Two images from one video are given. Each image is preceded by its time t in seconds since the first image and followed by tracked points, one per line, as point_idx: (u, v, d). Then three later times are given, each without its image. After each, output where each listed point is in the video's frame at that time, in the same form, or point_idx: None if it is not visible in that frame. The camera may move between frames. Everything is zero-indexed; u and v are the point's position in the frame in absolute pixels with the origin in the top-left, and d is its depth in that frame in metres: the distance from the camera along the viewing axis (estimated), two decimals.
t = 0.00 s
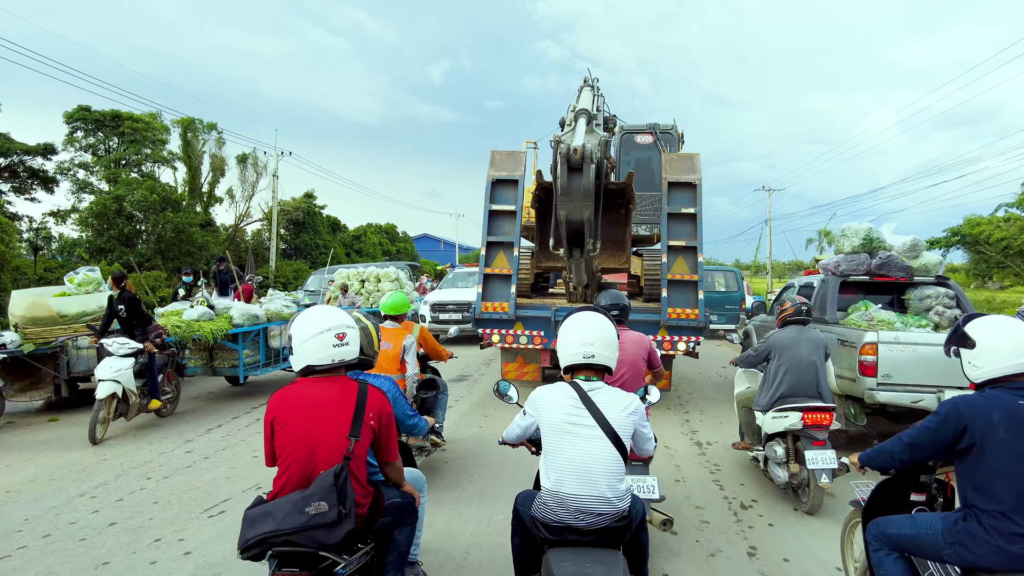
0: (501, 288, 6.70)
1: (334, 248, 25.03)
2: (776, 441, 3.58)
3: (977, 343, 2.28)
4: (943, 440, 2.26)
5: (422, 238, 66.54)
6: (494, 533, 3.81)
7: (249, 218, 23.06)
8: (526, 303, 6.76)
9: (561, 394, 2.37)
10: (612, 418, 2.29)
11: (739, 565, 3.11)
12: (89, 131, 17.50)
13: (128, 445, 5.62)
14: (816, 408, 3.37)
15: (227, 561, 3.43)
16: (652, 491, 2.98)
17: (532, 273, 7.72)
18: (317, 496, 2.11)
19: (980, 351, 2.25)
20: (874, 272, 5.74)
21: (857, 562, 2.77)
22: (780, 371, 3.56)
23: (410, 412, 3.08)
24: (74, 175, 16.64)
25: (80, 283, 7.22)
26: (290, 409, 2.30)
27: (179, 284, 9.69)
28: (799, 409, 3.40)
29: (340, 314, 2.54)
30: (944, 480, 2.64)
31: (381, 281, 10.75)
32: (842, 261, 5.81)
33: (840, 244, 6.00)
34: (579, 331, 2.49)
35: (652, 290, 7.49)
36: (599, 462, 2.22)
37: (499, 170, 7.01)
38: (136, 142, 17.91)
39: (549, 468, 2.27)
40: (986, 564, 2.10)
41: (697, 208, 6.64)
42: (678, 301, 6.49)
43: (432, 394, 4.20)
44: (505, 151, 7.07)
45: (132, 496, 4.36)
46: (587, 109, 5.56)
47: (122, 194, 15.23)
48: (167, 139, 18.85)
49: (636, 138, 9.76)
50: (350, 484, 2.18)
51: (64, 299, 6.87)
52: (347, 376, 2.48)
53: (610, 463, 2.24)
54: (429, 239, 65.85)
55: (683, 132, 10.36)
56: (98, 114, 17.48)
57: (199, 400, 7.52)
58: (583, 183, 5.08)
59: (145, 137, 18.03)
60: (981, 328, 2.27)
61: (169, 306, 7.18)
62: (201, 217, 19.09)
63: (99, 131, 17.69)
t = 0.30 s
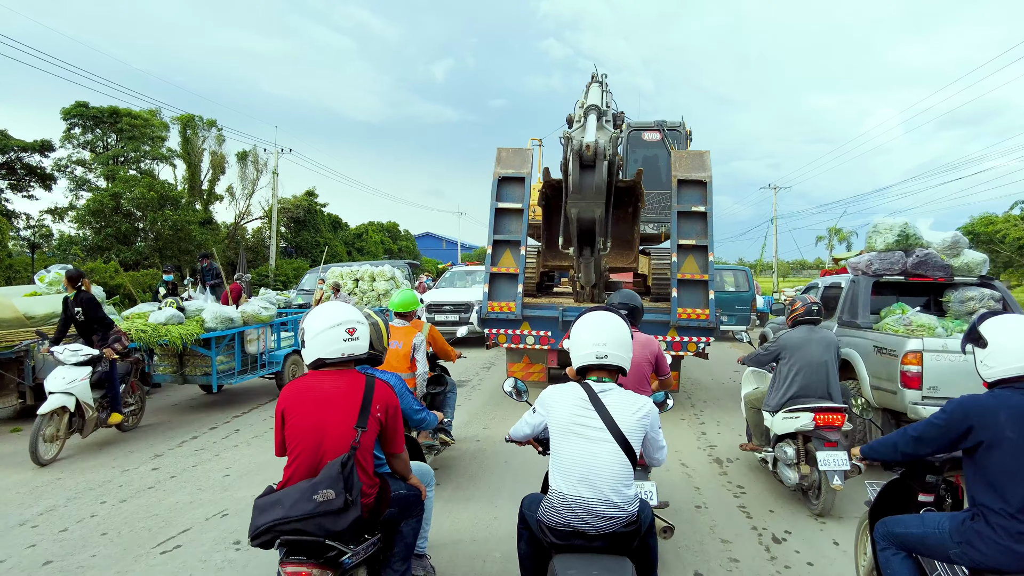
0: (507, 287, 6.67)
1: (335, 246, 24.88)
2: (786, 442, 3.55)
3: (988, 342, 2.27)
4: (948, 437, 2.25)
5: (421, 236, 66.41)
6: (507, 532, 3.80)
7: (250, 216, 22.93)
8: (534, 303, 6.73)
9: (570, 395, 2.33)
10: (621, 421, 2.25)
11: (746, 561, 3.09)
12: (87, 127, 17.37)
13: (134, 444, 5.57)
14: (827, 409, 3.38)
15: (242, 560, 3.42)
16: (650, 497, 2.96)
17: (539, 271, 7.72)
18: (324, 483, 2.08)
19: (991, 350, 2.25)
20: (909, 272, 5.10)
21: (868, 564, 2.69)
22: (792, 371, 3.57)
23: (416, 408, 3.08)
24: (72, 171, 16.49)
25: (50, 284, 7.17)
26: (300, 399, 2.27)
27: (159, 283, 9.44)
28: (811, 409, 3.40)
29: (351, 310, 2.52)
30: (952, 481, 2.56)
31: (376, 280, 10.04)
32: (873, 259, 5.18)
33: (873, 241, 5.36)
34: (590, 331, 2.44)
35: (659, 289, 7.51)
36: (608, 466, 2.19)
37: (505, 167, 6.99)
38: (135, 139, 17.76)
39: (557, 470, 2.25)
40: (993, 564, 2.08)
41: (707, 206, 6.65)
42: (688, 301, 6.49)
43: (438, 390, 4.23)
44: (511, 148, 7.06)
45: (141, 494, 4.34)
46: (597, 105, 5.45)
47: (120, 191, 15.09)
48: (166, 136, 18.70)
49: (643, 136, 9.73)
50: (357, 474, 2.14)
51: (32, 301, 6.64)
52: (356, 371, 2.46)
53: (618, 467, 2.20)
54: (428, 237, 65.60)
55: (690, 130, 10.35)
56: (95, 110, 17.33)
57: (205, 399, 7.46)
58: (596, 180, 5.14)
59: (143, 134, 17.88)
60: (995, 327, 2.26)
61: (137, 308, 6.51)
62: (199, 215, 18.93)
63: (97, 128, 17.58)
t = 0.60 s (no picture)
0: (516, 287, 6.64)
1: (337, 245, 24.78)
2: (803, 448, 3.51)
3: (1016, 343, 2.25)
4: (973, 439, 2.19)
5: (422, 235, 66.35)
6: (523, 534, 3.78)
7: (252, 215, 22.84)
8: (542, 303, 6.69)
9: (595, 402, 2.25)
10: (640, 435, 2.13)
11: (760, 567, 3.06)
12: (87, 125, 17.24)
13: (141, 444, 5.53)
14: (845, 414, 3.32)
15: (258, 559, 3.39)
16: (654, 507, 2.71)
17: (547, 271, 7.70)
18: (332, 480, 2.04)
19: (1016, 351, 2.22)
20: (958, 272, 4.59)
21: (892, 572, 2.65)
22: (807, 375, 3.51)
23: (423, 406, 3.00)
24: (73, 170, 16.39)
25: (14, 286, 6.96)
26: (307, 397, 2.24)
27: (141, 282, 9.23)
28: (829, 415, 3.36)
29: (359, 308, 2.49)
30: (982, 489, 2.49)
31: (372, 280, 10.00)
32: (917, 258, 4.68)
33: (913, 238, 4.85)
34: (622, 337, 2.37)
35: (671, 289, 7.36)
36: (618, 480, 2.09)
37: (513, 164, 6.95)
38: (135, 136, 17.64)
39: (569, 478, 2.19)
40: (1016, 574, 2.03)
41: (721, 204, 6.63)
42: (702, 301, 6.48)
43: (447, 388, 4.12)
44: (519, 145, 7.03)
45: (151, 493, 4.30)
46: (609, 100, 5.13)
47: (120, 189, 15.01)
48: (167, 134, 18.59)
49: (653, 133, 9.70)
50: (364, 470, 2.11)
51: None
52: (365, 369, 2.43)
53: (632, 484, 2.09)
54: (429, 237, 65.53)
55: (700, 127, 10.30)
56: (96, 107, 17.21)
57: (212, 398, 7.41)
58: (610, 177, 5.07)
59: (144, 132, 17.76)
60: (1016, 328, 2.21)
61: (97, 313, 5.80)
62: (201, 214, 18.84)
63: (97, 125, 17.44)
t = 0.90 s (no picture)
0: (522, 290, 6.61)
1: (341, 246, 24.71)
2: (816, 458, 3.40)
3: None
4: (999, 455, 2.13)
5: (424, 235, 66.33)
6: (536, 540, 3.76)
7: (256, 215, 22.80)
8: (550, 306, 6.67)
9: (607, 426, 2.12)
10: (656, 465, 2.01)
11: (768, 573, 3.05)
12: (89, 125, 17.18)
13: (148, 448, 5.52)
14: (862, 423, 3.21)
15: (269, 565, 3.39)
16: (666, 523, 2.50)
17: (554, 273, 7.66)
18: (333, 489, 2.01)
19: None
20: (1007, 276, 4.17)
21: None
22: (822, 382, 3.43)
23: (426, 413, 2.90)
24: (75, 170, 16.33)
25: None
26: (309, 405, 2.20)
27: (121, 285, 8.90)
28: (845, 424, 3.24)
29: (361, 316, 2.45)
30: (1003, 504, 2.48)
31: (367, 282, 9.68)
32: (963, 261, 4.23)
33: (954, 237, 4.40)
34: (643, 359, 2.28)
35: (680, 291, 7.31)
36: (629, 513, 1.96)
37: (519, 165, 6.92)
38: (137, 136, 17.58)
39: (574, 506, 2.04)
40: None
41: (732, 205, 6.59)
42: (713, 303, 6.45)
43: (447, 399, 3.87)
44: (525, 146, 6.99)
45: (161, 498, 4.30)
46: (619, 98, 5.15)
47: (121, 189, 14.97)
48: (169, 134, 18.53)
49: (661, 132, 9.68)
50: (366, 480, 2.07)
51: None
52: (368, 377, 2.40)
53: (644, 517, 1.97)
54: (431, 237, 65.53)
55: (708, 126, 10.24)
56: (97, 107, 17.16)
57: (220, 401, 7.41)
58: (621, 177, 5.03)
59: (146, 132, 17.70)
60: None
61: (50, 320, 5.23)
62: (204, 214, 18.81)
63: (99, 125, 17.37)
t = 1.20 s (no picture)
0: (527, 294, 6.61)
1: (344, 249, 24.66)
2: (822, 464, 3.40)
3: None
4: (1000, 462, 2.11)
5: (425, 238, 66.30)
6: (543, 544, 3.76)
7: (258, 219, 22.77)
8: (554, 310, 6.68)
9: (591, 434, 2.10)
10: (645, 470, 1.99)
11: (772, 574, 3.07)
12: (90, 128, 17.18)
13: (154, 453, 5.53)
14: (866, 430, 3.23)
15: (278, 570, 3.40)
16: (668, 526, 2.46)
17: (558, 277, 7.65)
18: (338, 488, 2.00)
19: None
20: None
21: None
22: (827, 387, 3.41)
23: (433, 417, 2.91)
24: (76, 173, 16.31)
25: None
26: (318, 407, 2.20)
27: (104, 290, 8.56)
28: (848, 430, 3.26)
29: (371, 321, 2.44)
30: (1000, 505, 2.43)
31: (362, 286, 9.79)
32: (998, 267, 3.91)
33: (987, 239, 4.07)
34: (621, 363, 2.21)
35: (684, 295, 7.45)
36: (621, 522, 1.93)
37: (524, 169, 6.92)
38: (139, 139, 17.56)
39: (564, 519, 2.02)
40: None
41: (737, 209, 6.59)
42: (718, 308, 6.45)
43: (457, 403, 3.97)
44: (530, 150, 7.00)
45: (166, 503, 4.30)
46: (623, 103, 5.11)
47: (122, 193, 14.93)
48: (170, 137, 18.50)
49: (665, 136, 9.68)
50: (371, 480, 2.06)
51: None
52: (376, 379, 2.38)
53: (637, 523, 1.93)
54: (433, 240, 65.42)
55: (712, 130, 10.23)
56: (98, 110, 17.16)
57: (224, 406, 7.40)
58: (626, 182, 5.02)
59: (147, 135, 17.68)
60: None
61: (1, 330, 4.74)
62: (205, 218, 18.78)
63: (100, 128, 17.36)
